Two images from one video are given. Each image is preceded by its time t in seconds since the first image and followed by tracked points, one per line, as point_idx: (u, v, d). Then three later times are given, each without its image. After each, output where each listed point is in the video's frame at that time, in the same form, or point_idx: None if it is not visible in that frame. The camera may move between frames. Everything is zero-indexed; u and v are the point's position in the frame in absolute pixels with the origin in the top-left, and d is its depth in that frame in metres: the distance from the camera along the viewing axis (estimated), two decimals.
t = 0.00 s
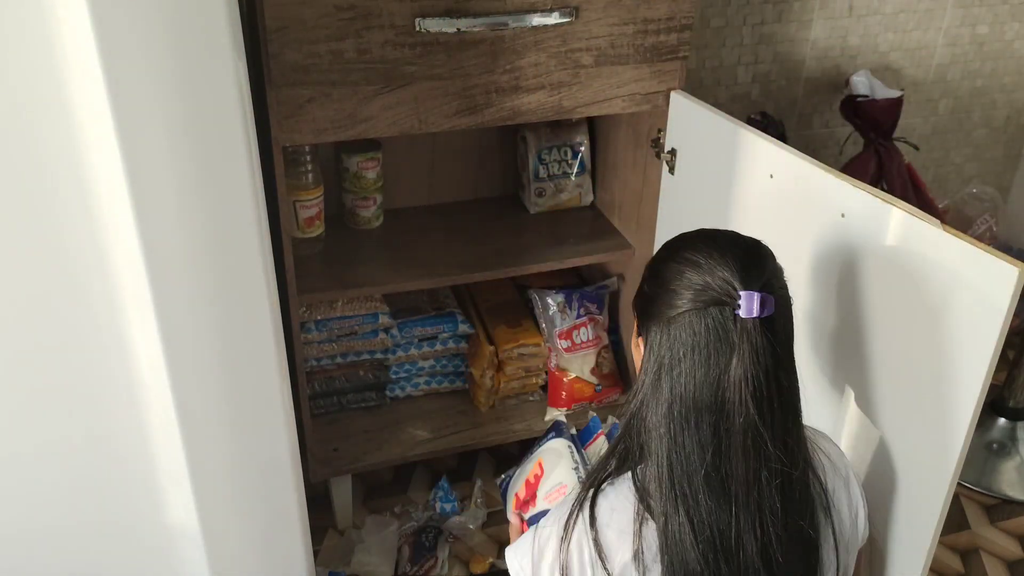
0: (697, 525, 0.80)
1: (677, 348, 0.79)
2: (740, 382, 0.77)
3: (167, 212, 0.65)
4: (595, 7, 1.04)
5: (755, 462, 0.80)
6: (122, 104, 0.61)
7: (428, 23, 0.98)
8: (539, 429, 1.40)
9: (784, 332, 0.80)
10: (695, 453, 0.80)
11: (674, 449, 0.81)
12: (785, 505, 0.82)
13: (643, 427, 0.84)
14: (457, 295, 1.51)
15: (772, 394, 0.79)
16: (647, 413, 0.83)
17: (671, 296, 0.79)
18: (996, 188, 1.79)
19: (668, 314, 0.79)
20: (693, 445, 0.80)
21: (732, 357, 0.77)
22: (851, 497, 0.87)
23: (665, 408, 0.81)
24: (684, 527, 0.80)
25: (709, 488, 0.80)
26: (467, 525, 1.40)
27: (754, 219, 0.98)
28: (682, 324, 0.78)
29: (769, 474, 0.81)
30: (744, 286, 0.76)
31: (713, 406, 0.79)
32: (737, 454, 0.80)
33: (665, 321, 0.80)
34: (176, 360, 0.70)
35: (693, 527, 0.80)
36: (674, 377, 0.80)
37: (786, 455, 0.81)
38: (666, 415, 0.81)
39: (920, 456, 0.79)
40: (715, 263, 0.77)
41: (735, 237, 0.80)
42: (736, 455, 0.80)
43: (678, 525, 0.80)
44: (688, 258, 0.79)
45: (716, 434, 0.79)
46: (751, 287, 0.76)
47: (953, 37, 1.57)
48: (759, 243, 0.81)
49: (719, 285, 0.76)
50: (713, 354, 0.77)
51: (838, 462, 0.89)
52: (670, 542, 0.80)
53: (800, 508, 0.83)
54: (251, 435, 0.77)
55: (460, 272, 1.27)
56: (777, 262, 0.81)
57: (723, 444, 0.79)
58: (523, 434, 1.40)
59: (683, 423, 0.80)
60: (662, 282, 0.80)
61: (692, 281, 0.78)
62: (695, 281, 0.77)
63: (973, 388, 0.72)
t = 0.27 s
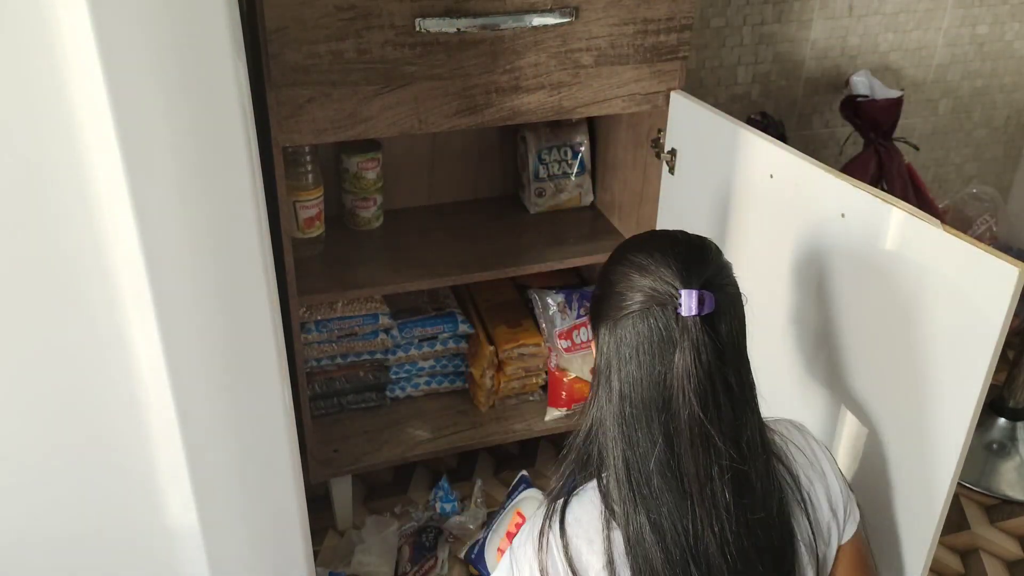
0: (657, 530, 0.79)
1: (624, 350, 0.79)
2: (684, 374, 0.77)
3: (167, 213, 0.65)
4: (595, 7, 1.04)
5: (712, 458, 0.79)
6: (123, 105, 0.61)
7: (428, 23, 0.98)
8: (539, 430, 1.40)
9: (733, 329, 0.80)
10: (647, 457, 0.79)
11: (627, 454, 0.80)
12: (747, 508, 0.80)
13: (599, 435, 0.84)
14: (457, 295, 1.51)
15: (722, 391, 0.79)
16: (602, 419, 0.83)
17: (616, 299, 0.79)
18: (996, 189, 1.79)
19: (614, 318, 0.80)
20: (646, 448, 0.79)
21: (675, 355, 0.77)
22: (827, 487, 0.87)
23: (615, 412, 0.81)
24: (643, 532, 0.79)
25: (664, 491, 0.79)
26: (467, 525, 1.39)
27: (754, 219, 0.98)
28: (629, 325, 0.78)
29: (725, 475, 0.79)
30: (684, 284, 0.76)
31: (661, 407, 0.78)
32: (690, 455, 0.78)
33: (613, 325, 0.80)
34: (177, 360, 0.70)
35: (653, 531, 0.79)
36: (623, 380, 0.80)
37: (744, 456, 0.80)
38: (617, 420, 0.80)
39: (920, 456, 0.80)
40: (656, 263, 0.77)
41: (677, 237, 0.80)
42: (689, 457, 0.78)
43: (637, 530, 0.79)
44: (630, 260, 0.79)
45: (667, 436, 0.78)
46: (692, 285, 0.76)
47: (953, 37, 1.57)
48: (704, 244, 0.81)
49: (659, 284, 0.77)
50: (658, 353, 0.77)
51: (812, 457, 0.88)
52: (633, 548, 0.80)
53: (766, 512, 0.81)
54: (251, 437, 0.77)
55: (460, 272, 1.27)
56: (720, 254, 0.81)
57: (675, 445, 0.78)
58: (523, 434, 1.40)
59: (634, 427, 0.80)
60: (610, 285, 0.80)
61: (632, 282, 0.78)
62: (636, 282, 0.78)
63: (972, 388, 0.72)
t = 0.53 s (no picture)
0: (649, 531, 0.79)
1: (613, 353, 0.80)
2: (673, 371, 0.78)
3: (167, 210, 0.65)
4: (595, 7, 1.05)
5: (704, 454, 0.79)
6: (123, 105, 0.61)
7: (428, 23, 0.99)
8: (539, 430, 1.40)
9: (720, 330, 0.80)
10: (637, 459, 0.80)
11: (618, 456, 0.81)
12: (739, 508, 0.81)
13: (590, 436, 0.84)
14: (457, 295, 1.51)
15: (710, 392, 0.79)
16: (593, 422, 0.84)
17: (603, 302, 0.80)
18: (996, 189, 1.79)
19: (602, 321, 0.81)
20: (636, 450, 0.80)
21: (663, 357, 0.78)
22: (822, 478, 0.86)
23: (605, 415, 0.82)
24: (635, 534, 0.80)
25: (656, 492, 0.80)
26: (467, 525, 1.40)
27: (754, 219, 0.98)
28: (617, 328, 0.79)
29: (716, 476, 0.80)
30: (669, 287, 0.77)
31: (650, 409, 0.80)
32: (680, 456, 0.79)
33: (602, 328, 0.81)
34: (176, 360, 0.70)
35: (645, 532, 0.79)
36: (612, 382, 0.81)
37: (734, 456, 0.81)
38: (608, 422, 0.81)
39: (919, 456, 0.80)
40: (641, 267, 0.78)
41: (664, 236, 0.81)
42: (679, 459, 0.79)
43: (630, 531, 0.80)
44: (617, 263, 0.80)
45: (657, 437, 0.79)
46: (677, 288, 0.77)
47: (953, 37, 1.57)
48: (690, 240, 0.82)
49: (646, 288, 0.77)
50: (646, 355, 0.79)
51: (804, 447, 0.88)
52: (626, 549, 0.80)
53: (759, 512, 0.81)
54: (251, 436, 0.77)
55: (460, 272, 1.27)
56: (707, 252, 0.82)
57: (665, 447, 0.79)
58: (523, 434, 1.40)
59: (624, 429, 0.81)
60: (596, 286, 0.81)
61: (619, 285, 0.79)
62: (623, 285, 0.79)
63: (972, 387, 0.72)
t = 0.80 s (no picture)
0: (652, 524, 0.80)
1: (618, 345, 0.80)
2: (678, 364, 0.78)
3: (167, 210, 0.65)
4: (595, 7, 1.05)
5: (706, 447, 0.80)
6: (123, 105, 0.61)
7: (428, 23, 0.99)
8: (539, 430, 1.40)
9: (725, 323, 0.80)
10: (642, 452, 0.81)
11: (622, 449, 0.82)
12: (739, 500, 0.82)
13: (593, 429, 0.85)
14: (457, 296, 1.52)
15: (714, 386, 0.80)
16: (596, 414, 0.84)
17: (609, 293, 0.80)
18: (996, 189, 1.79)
19: (608, 312, 0.81)
20: (640, 443, 0.81)
21: (669, 350, 0.78)
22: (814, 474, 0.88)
23: (610, 408, 0.82)
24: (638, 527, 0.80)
25: (659, 485, 0.81)
26: (467, 525, 1.40)
27: (754, 218, 0.98)
28: (623, 320, 0.79)
29: (718, 469, 0.81)
30: (676, 279, 0.77)
31: (654, 402, 0.80)
32: (684, 450, 0.80)
33: (607, 320, 0.81)
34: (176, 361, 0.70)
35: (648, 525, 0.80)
36: (617, 375, 0.81)
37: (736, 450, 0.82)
38: (612, 415, 0.82)
39: (919, 455, 0.80)
40: (647, 259, 0.78)
41: (669, 227, 0.81)
42: (683, 452, 0.80)
43: (633, 524, 0.81)
44: (623, 254, 0.79)
45: (661, 430, 0.80)
46: (684, 281, 0.77)
47: (953, 37, 1.57)
48: (694, 231, 0.82)
49: (653, 281, 0.77)
50: (652, 348, 0.79)
51: (801, 443, 0.90)
52: (628, 542, 0.81)
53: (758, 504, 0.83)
54: (251, 436, 0.77)
55: (460, 273, 1.27)
56: (711, 244, 0.82)
57: (669, 440, 0.80)
58: (523, 434, 1.40)
59: (628, 422, 0.81)
60: (601, 277, 0.81)
61: (625, 277, 0.79)
62: (629, 277, 0.79)
63: (972, 387, 0.72)
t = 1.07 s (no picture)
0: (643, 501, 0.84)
1: (615, 325, 0.82)
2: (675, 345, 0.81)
3: (167, 209, 0.65)
4: (595, 7, 1.05)
5: (697, 426, 0.84)
6: (124, 104, 0.61)
7: (428, 23, 0.98)
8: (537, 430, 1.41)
9: (717, 304, 0.83)
10: (635, 432, 0.84)
11: (615, 428, 0.84)
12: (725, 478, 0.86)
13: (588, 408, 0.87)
14: (456, 296, 1.52)
15: (706, 368, 0.83)
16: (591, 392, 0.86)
17: (607, 272, 0.82)
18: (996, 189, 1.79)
19: (606, 290, 0.83)
20: (633, 423, 0.84)
21: (665, 332, 0.81)
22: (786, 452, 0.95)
23: (604, 388, 0.85)
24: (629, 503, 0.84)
25: (650, 464, 0.84)
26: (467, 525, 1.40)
27: (753, 219, 0.98)
28: (621, 299, 0.82)
29: (707, 448, 0.84)
30: (676, 260, 0.79)
31: (647, 382, 0.83)
32: (675, 429, 0.83)
33: (603, 297, 0.83)
34: (176, 361, 0.70)
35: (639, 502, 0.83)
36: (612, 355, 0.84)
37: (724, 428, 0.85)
38: (606, 395, 0.84)
39: (916, 455, 0.80)
40: (647, 240, 0.80)
41: (668, 211, 0.83)
42: (673, 431, 0.83)
43: (624, 501, 0.84)
44: (623, 235, 0.82)
45: (653, 411, 0.83)
46: (682, 263, 0.79)
47: (953, 37, 1.57)
48: (693, 217, 0.84)
49: (653, 262, 0.80)
50: (647, 330, 0.81)
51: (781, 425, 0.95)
52: (620, 517, 0.84)
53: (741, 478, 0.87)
54: (251, 438, 0.77)
55: (460, 273, 1.27)
56: (713, 239, 0.84)
57: (660, 420, 0.83)
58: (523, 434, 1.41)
59: (621, 403, 0.84)
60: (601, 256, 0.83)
61: (625, 258, 0.81)
62: (629, 257, 0.81)
63: (972, 386, 0.72)
